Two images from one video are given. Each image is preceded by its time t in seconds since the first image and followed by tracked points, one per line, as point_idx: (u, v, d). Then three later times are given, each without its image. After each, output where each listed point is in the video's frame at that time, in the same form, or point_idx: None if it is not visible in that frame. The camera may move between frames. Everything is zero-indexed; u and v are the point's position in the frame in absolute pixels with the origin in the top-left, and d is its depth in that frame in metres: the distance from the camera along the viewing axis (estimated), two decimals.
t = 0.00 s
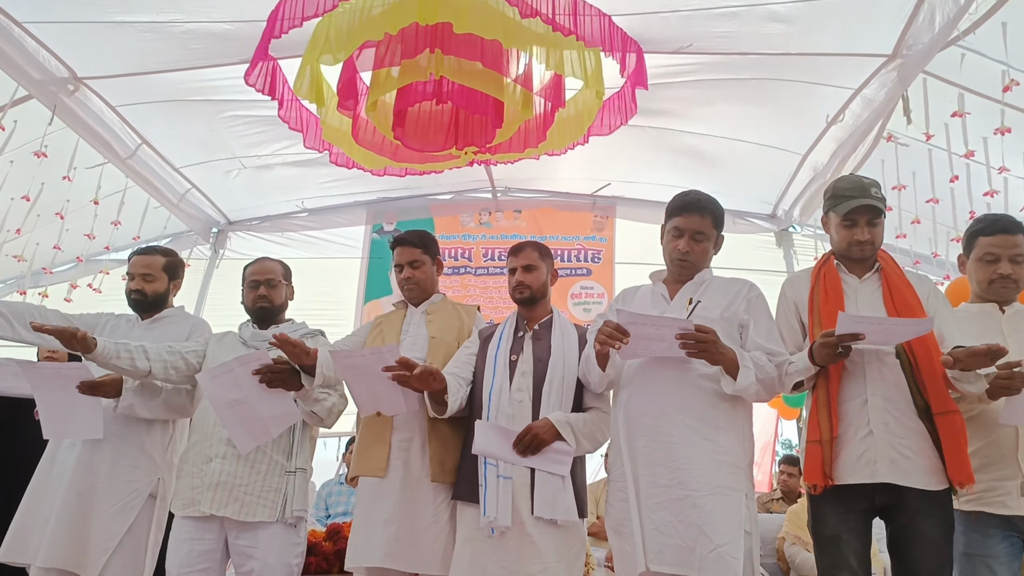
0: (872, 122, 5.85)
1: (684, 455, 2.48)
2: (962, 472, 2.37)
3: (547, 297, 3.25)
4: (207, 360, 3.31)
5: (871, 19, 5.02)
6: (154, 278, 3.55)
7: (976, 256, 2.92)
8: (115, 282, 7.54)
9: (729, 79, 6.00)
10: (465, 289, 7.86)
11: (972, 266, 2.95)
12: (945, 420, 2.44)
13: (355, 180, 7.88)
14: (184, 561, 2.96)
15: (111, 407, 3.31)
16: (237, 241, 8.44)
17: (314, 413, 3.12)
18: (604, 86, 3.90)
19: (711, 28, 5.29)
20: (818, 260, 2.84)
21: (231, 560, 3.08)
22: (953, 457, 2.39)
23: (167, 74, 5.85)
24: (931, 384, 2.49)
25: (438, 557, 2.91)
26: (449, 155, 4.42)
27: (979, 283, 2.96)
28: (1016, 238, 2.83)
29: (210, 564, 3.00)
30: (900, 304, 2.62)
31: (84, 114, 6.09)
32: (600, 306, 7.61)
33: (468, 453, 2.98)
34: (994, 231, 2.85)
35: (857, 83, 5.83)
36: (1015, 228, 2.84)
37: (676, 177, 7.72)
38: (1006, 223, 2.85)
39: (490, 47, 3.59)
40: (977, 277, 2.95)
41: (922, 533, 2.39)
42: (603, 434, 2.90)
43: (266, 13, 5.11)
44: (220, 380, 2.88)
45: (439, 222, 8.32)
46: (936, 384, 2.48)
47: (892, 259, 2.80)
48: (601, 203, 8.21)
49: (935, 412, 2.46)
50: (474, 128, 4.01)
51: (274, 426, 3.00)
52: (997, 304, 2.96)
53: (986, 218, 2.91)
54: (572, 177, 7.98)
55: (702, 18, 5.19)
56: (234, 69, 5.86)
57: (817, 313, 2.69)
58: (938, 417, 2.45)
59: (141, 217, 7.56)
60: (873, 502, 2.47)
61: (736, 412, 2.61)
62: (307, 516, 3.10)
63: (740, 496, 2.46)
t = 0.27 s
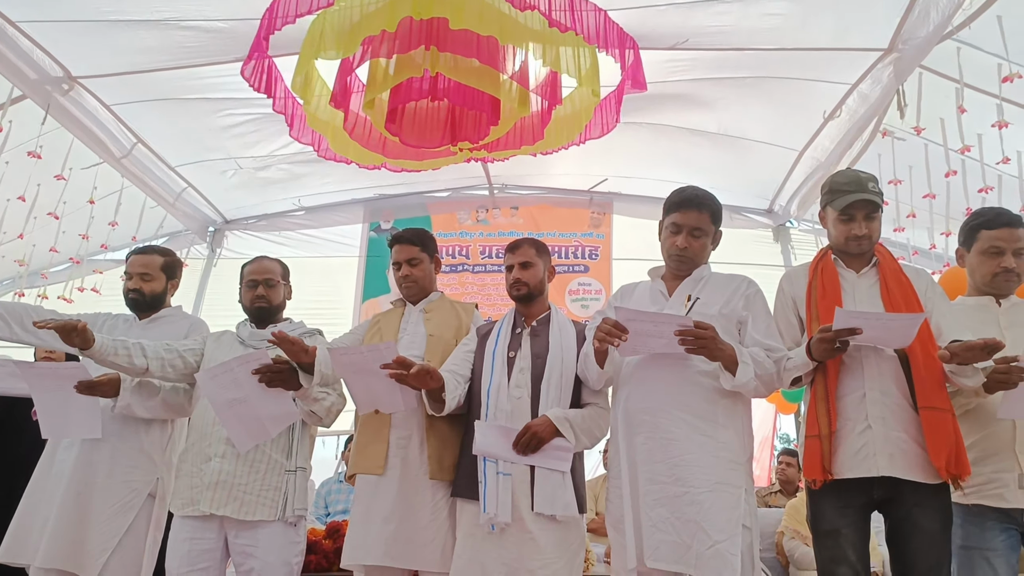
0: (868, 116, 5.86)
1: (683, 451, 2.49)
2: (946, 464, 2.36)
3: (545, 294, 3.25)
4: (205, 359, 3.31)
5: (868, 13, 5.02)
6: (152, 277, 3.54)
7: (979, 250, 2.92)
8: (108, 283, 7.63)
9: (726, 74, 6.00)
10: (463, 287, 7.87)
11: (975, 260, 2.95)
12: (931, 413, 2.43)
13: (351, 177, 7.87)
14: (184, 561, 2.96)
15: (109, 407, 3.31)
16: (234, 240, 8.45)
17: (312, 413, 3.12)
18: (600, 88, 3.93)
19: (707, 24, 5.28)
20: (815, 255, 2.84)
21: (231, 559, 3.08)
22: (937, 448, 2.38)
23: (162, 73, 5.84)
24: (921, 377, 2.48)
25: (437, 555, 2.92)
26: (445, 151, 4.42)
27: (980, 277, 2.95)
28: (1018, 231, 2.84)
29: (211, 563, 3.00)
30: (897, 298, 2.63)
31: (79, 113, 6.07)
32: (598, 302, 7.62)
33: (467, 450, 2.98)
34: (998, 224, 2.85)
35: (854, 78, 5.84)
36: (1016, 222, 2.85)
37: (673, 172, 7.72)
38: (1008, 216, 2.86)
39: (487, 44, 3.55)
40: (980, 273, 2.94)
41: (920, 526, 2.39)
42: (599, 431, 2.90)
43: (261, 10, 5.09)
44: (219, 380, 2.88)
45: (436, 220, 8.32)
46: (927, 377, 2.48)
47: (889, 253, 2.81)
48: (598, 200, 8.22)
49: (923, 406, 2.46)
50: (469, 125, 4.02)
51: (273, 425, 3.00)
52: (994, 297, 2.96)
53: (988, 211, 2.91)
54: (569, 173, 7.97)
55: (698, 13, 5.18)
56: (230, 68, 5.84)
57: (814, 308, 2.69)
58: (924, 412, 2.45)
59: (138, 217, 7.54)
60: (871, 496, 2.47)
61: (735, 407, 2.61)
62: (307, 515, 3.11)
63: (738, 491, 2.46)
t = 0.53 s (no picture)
0: (864, 107, 5.86)
1: (681, 442, 2.49)
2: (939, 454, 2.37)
3: (541, 287, 3.24)
4: (202, 354, 3.30)
5: (863, 4, 5.03)
6: (147, 272, 3.53)
7: (976, 240, 2.91)
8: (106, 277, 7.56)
9: (722, 66, 6.00)
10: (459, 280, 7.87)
11: (971, 250, 2.94)
12: (926, 403, 2.44)
13: (347, 170, 7.85)
14: (183, 554, 2.96)
15: (106, 401, 3.30)
16: (229, 235, 8.39)
17: (309, 406, 3.12)
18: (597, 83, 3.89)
19: (703, 16, 5.28)
20: (812, 247, 2.84)
21: (229, 553, 3.08)
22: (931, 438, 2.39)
23: (156, 66, 5.80)
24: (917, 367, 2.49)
25: (435, 547, 2.92)
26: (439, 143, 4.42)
27: (977, 267, 2.94)
28: (1015, 222, 2.85)
29: (209, 557, 3.00)
30: (893, 289, 2.63)
31: (73, 107, 6.03)
32: (595, 295, 7.63)
33: (465, 442, 2.98)
34: (996, 214, 2.86)
35: (850, 70, 5.83)
36: (1013, 213, 2.87)
37: (669, 165, 7.72)
38: (1006, 207, 2.87)
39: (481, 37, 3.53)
40: (976, 262, 2.93)
41: (917, 515, 2.40)
42: (599, 422, 2.92)
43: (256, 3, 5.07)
44: (216, 374, 2.88)
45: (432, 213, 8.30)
46: (925, 367, 2.48)
47: (886, 244, 2.81)
48: (594, 191, 8.17)
49: (919, 396, 2.46)
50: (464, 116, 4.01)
51: (270, 420, 2.99)
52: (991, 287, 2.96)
53: (985, 202, 2.91)
54: (565, 166, 7.96)
55: (694, 4, 5.17)
56: (224, 61, 5.82)
57: (811, 299, 2.69)
58: (921, 401, 2.45)
59: (132, 212, 7.52)
60: (868, 486, 2.47)
61: (732, 399, 2.61)
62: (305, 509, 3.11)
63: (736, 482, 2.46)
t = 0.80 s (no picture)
0: (861, 96, 5.86)
1: (676, 432, 2.50)
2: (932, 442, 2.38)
3: (537, 277, 3.24)
4: (199, 344, 3.30)
5: None
6: (142, 261, 3.52)
7: (970, 230, 2.91)
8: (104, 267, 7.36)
9: (719, 56, 5.98)
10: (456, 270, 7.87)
11: (966, 239, 2.94)
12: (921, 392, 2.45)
13: (343, 159, 7.83)
14: (180, 543, 2.96)
15: (102, 390, 3.31)
16: (225, 225, 8.41)
17: (305, 397, 3.13)
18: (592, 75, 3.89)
19: (700, 5, 5.26)
20: (807, 236, 2.84)
21: (226, 542, 3.09)
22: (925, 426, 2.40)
23: (150, 55, 5.78)
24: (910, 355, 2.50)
25: (432, 536, 2.93)
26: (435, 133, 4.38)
27: (971, 256, 2.95)
28: (1010, 211, 2.85)
29: (206, 546, 3.00)
30: (889, 278, 2.64)
31: (65, 95, 6.02)
32: (592, 285, 7.63)
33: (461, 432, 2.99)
34: (991, 204, 2.86)
35: (846, 59, 5.83)
36: (1008, 202, 2.86)
37: (666, 154, 7.70)
38: (1002, 196, 2.87)
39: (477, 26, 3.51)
40: (970, 251, 2.94)
41: (911, 503, 2.42)
42: (596, 411, 2.93)
43: None
44: (211, 364, 2.88)
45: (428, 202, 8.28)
46: (919, 357, 2.49)
47: (881, 234, 2.81)
48: (591, 180, 8.16)
49: (913, 385, 2.48)
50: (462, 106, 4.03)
51: (266, 410, 3.00)
52: (984, 277, 2.96)
53: (980, 191, 2.91)
54: (561, 155, 7.94)
55: None
56: (218, 49, 5.79)
57: (807, 289, 2.70)
58: (915, 391, 2.47)
59: (127, 202, 7.49)
60: (863, 475, 2.49)
61: (728, 388, 2.62)
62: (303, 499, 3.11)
63: (731, 471, 2.47)
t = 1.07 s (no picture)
0: (859, 84, 5.85)
1: (673, 419, 2.51)
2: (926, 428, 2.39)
3: (534, 265, 3.24)
4: (196, 332, 3.30)
5: None
6: (121, 245, 3.53)
7: (967, 218, 2.91)
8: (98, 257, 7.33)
9: (717, 44, 5.95)
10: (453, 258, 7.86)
11: (962, 228, 2.94)
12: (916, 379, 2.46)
13: (339, 147, 7.81)
14: (178, 531, 2.97)
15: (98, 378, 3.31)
16: (221, 213, 8.38)
17: (302, 385, 3.11)
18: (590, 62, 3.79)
19: None
20: (805, 224, 2.84)
21: (224, 530, 3.10)
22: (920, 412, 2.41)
23: (144, 42, 5.76)
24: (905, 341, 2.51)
25: (429, 524, 2.94)
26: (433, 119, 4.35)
27: (967, 245, 2.95)
28: (1006, 200, 2.85)
29: (204, 534, 3.01)
30: (886, 267, 2.64)
31: (58, 82, 5.98)
32: (589, 273, 7.62)
33: (458, 420, 3.00)
34: (988, 192, 2.86)
35: (845, 46, 5.82)
36: (1005, 190, 2.86)
37: (663, 142, 7.69)
38: (998, 184, 2.86)
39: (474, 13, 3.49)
40: (966, 240, 2.94)
41: (906, 490, 2.43)
42: (592, 400, 2.91)
43: None
44: (208, 352, 2.87)
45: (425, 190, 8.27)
46: (914, 344, 2.50)
47: (879, 221, 2.81)
48: (589, 168, 8.16)
49: (909, 373, 2.48)
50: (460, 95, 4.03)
51: (263, 398, 3.00)
52: (980, 265, 2.96)
53: (977, 179, 2.91)
54: (559, 143, 7.92)
55: None
56: (213, 36, 5.76)
57: (804, 277, 2.70)
58: (911, 377, 2.48)
59: (122, 190, 7.46)
60: (858, 462, 2.50)
61: (726, 376, 2.62)
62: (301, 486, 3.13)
63: (728, 458, 2.48)
